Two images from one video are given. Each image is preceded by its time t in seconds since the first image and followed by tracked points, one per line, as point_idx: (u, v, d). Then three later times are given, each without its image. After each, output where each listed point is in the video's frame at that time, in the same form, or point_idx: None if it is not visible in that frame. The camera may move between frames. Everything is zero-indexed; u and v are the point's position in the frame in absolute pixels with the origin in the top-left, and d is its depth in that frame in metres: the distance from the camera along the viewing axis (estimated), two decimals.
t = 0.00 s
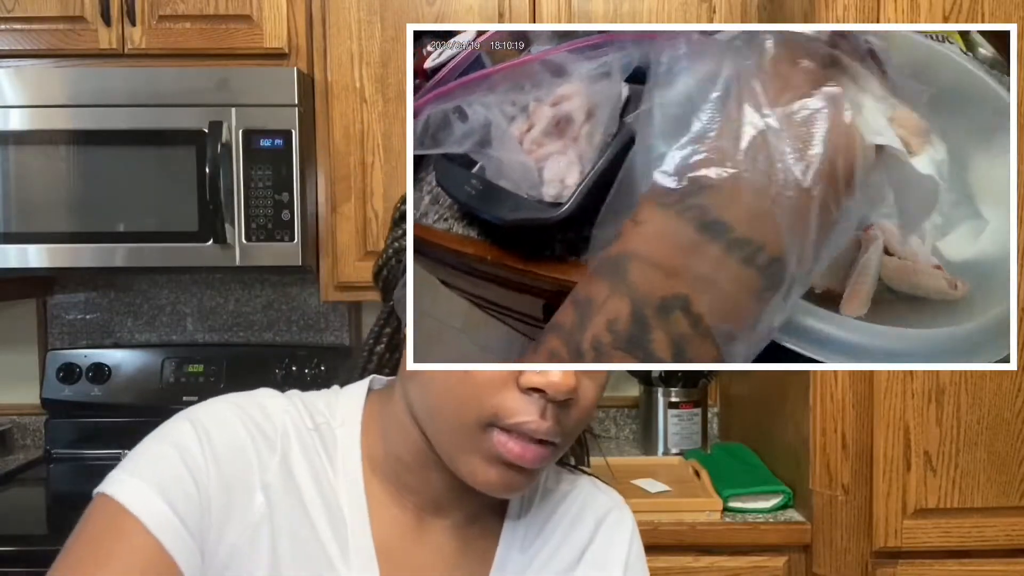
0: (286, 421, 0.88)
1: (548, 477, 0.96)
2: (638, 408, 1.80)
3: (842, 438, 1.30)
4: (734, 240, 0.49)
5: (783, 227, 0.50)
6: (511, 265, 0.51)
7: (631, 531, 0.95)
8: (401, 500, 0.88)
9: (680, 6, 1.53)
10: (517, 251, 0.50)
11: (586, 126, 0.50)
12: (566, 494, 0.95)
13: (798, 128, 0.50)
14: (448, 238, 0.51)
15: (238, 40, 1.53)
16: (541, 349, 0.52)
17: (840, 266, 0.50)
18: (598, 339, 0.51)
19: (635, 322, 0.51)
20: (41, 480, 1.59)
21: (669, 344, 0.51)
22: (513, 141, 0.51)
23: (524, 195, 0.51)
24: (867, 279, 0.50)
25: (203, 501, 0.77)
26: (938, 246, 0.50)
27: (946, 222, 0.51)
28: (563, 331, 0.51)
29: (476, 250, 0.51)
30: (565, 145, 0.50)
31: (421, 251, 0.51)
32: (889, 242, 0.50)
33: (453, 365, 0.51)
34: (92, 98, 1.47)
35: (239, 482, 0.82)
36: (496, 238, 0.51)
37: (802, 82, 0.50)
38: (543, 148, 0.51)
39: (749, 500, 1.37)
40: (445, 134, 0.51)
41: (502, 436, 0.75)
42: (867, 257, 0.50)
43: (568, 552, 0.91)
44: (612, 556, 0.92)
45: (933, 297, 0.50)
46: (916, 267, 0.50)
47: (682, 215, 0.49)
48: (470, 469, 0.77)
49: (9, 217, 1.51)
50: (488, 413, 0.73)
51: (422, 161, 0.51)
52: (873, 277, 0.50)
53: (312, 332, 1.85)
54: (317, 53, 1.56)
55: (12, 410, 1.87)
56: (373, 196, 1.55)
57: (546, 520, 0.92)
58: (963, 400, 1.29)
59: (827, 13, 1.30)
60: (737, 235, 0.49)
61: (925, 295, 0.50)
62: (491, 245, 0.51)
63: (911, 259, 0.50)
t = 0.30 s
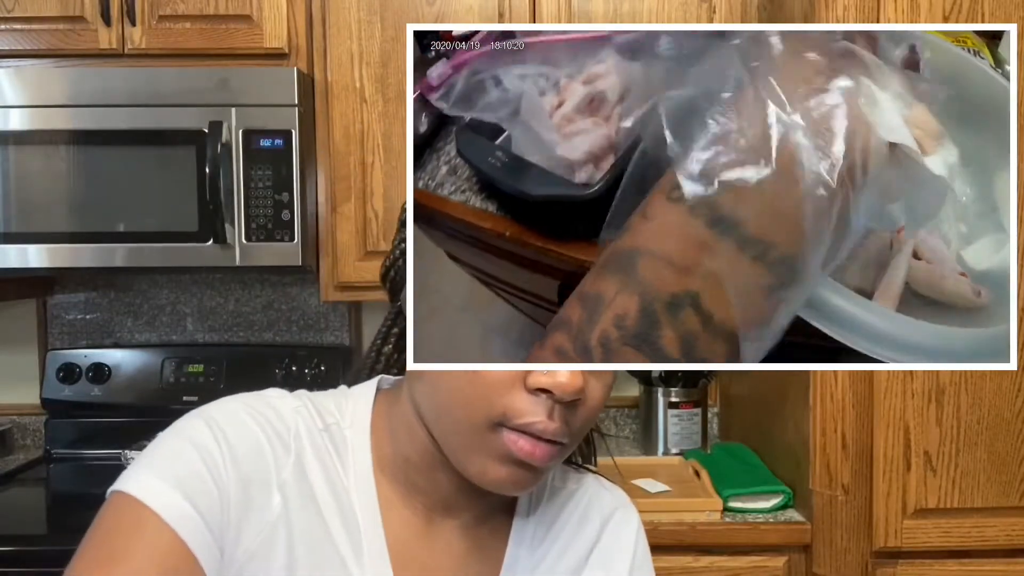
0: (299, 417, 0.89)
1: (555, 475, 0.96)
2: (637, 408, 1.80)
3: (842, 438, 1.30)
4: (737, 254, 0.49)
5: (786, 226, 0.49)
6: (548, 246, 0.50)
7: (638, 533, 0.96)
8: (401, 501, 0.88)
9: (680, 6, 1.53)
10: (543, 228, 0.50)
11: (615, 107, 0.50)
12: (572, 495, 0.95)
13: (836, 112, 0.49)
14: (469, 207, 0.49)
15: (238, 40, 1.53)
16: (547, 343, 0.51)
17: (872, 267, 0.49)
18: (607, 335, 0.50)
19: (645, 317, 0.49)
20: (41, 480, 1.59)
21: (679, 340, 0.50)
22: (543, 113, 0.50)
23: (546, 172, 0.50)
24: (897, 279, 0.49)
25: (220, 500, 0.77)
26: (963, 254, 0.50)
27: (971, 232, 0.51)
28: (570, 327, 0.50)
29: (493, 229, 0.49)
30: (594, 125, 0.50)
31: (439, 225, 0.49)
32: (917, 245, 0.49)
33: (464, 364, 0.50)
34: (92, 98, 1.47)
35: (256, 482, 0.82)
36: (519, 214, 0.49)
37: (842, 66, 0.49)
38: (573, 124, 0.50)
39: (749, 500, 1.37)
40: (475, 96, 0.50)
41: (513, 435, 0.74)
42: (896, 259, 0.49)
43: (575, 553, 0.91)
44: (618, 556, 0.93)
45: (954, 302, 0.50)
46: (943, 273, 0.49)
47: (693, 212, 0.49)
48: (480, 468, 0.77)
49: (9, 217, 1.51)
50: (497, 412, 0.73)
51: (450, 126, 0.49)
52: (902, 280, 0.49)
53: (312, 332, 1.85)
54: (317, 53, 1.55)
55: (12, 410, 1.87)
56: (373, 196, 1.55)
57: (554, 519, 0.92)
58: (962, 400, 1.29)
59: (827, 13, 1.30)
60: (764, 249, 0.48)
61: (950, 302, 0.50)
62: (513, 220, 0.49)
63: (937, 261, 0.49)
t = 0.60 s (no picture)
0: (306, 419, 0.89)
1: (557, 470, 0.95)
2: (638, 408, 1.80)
3: (842, 438, 1.30)
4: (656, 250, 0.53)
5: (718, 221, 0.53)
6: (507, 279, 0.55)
7: (638, 528, 0.95)
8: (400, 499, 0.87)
9: (680, 6, 1.53)
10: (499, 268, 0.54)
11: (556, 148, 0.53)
12: (572, 488, 0.95)
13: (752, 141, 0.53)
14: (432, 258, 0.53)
15: (238, 40, 1.53)
16: (477, 342, 0.54)
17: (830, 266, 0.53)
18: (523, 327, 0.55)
19: (554, 308, 0.54)
20: (41, 480, 1.59)
21: (587, 327, 0.54)
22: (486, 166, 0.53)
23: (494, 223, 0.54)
24: (848, 277, 0.53)
25: (215, 499, 0.78)
26: (921, 240, 0.53)
27: (928, 214, 0.53)
28: (494, 323, 0.54)
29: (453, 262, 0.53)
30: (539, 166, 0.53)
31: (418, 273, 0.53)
32: (867, 240, 0.53)
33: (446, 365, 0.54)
34: (91, 98, 1.47)
35: (252, 478, 0.81)
36: (481, 261, 0.54)
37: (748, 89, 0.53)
38: (517, 168, 0.53)
39: (749, 500, 1.37)
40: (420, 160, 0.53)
41: (497, 431, 0.74)
42: (847, 254, 0.53)
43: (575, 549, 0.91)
44: (619, 553, 0.93)
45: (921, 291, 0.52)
46: (898, 263, 0.52)
47: (652, 215, 0.53)
48: (469, 464, 0.77)
49: (9, 217, 1.51)
50: (476, 408, 0.74)
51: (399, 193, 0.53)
52: (852, 275, 0.53)
53: (312, 332, 1.85)
54: (317, 53, 1.55)
55: (12, 410, 1.87)
56: (373, 196, 1.55)
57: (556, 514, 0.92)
58: (963, 401, 1.28)
59: (827, 13, 1.30)
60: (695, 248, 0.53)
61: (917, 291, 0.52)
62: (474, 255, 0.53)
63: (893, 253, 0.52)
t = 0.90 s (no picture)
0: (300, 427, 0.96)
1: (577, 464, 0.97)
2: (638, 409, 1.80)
3: (842, 438, 1.30)
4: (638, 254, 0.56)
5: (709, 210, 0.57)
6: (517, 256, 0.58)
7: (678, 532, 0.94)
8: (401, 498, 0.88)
9: (680, 7, 1.53)
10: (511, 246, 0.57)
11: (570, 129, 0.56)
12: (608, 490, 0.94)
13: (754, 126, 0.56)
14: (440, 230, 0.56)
15: (237, 40, 1.53)
16: (472, 336, 0.57)
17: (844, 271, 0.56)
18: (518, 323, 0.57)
19: (544, 304, 0.57)
20: (41, 480, 1.59)
21: (575, 321, 0.57)
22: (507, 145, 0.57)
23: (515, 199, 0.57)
24: (865, 283, 0.56)
25: (209, 526, 0.91)
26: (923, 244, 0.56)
27: (946, 224, 0.57)
28: (489, 319, 0.57)
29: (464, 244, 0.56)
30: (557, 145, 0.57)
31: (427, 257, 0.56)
32: (885, 248, 0.56)
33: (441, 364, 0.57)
34: (91, 98, 1.47)
35: (249, 496, 0.91)
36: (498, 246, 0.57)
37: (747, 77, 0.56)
38: (537, 150, 0.57)
39: (749, 500, 1.37)
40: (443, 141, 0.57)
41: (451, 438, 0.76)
42: (865, 260, 0.56)
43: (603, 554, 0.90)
44: (650, 557, 0.91)
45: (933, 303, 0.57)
46: (914, 273, 0.56)
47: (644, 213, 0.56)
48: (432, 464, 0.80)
49: (9, 217, 1.51)
50: (421, 415, 0.75)
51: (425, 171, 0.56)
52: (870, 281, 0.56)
53: (312, 332, 1.84)
54: (317, 53, 1.55)
55: (12, 410, 1.87)
56: (373, 196, 1.55)
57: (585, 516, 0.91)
58: (963, 401, 1.28)
59: (827, 13, 1.30)
60: (663, 250, 0.56)
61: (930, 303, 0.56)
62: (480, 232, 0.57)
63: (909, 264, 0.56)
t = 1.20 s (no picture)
0: (315, 433, 1.04)
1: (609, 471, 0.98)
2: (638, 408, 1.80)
3: (842, 438, 1.30)
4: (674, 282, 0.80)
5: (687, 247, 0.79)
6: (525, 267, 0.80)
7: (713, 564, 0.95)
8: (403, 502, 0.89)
9: (681, 6, 1.52)
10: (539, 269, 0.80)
11: (573, 147, 0.79)
12: (639, 526, 0.95)
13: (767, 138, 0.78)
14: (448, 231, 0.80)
15: (238, 40, 1.54)
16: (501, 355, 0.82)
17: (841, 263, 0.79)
18: (546, 345, 0.81)
19: (575, 328, 0.81)
20: (41, 480, 1.59)
21: (604, 346, 0.81)
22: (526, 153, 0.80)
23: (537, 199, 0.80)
24: (875, 290, 0.78)
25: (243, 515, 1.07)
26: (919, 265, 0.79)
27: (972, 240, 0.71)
28: (518, 341, 0.81)
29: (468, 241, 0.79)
30: (561, 146, 0.79)
31: (432, 252, 0.81)
32: (896, 257, 0.79)
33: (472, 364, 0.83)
34: (91, 98, 1.47)
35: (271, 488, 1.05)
36: (503, 247, 0.79)
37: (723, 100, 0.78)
38: (545, 152, 0.79)
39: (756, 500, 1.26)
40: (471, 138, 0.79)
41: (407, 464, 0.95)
42: (876, 270, 0.78)
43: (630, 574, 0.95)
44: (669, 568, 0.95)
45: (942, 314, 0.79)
46: (925, 284, 0.79)
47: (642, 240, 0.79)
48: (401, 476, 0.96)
49: (9, 217, 1.51)
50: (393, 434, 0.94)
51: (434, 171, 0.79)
52: (880, 289, 0.78)
53: (312, 332, 1.84)
54: (317, 52, 1.55)
55: (12, 410, 1.87)
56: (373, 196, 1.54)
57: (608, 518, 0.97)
58: (963, 400, 1.28)
59: (827, 13, 1.30)
60: (714, 268, 0.79)
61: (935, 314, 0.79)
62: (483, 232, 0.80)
63: (915, 279, 0.79)
